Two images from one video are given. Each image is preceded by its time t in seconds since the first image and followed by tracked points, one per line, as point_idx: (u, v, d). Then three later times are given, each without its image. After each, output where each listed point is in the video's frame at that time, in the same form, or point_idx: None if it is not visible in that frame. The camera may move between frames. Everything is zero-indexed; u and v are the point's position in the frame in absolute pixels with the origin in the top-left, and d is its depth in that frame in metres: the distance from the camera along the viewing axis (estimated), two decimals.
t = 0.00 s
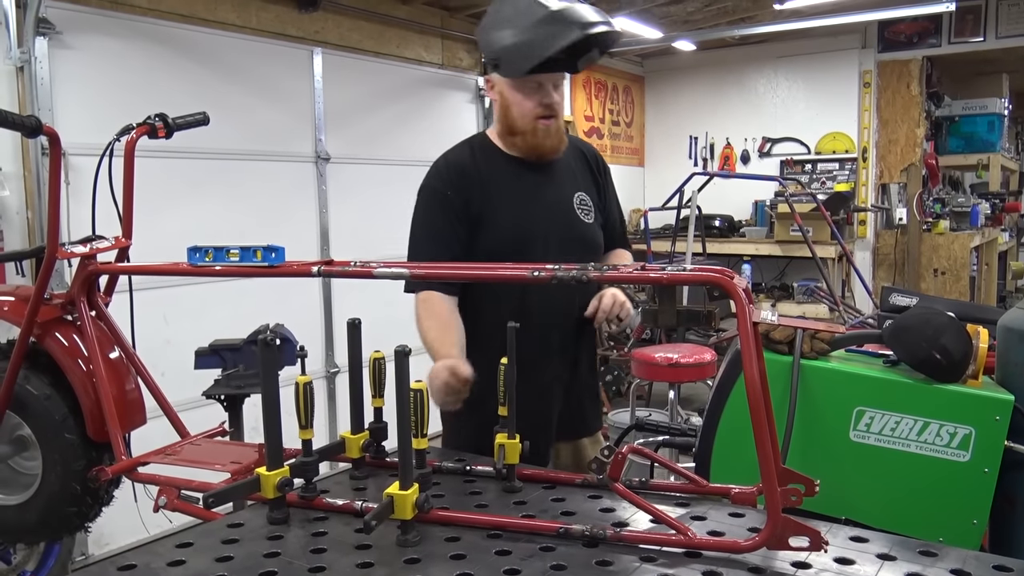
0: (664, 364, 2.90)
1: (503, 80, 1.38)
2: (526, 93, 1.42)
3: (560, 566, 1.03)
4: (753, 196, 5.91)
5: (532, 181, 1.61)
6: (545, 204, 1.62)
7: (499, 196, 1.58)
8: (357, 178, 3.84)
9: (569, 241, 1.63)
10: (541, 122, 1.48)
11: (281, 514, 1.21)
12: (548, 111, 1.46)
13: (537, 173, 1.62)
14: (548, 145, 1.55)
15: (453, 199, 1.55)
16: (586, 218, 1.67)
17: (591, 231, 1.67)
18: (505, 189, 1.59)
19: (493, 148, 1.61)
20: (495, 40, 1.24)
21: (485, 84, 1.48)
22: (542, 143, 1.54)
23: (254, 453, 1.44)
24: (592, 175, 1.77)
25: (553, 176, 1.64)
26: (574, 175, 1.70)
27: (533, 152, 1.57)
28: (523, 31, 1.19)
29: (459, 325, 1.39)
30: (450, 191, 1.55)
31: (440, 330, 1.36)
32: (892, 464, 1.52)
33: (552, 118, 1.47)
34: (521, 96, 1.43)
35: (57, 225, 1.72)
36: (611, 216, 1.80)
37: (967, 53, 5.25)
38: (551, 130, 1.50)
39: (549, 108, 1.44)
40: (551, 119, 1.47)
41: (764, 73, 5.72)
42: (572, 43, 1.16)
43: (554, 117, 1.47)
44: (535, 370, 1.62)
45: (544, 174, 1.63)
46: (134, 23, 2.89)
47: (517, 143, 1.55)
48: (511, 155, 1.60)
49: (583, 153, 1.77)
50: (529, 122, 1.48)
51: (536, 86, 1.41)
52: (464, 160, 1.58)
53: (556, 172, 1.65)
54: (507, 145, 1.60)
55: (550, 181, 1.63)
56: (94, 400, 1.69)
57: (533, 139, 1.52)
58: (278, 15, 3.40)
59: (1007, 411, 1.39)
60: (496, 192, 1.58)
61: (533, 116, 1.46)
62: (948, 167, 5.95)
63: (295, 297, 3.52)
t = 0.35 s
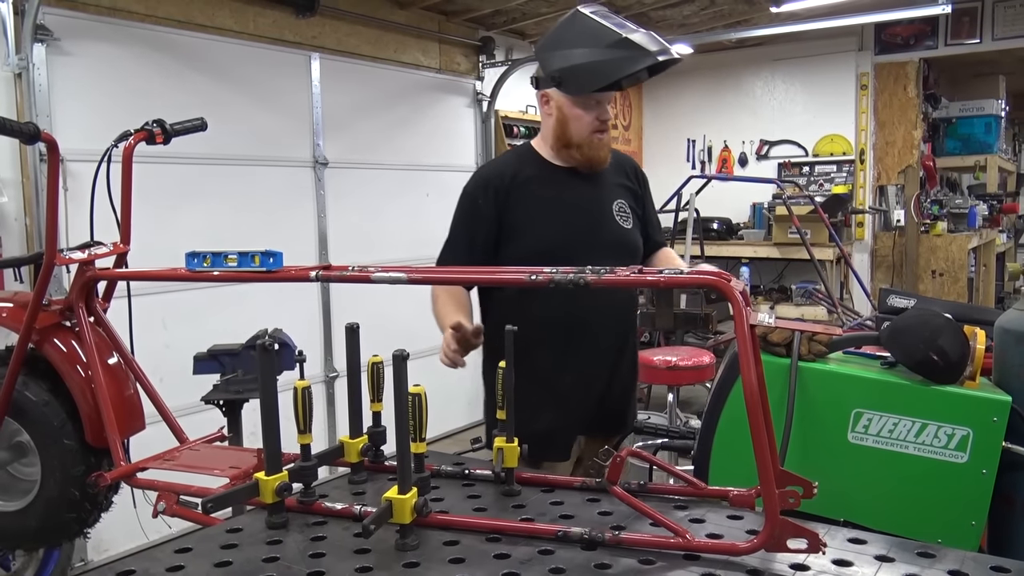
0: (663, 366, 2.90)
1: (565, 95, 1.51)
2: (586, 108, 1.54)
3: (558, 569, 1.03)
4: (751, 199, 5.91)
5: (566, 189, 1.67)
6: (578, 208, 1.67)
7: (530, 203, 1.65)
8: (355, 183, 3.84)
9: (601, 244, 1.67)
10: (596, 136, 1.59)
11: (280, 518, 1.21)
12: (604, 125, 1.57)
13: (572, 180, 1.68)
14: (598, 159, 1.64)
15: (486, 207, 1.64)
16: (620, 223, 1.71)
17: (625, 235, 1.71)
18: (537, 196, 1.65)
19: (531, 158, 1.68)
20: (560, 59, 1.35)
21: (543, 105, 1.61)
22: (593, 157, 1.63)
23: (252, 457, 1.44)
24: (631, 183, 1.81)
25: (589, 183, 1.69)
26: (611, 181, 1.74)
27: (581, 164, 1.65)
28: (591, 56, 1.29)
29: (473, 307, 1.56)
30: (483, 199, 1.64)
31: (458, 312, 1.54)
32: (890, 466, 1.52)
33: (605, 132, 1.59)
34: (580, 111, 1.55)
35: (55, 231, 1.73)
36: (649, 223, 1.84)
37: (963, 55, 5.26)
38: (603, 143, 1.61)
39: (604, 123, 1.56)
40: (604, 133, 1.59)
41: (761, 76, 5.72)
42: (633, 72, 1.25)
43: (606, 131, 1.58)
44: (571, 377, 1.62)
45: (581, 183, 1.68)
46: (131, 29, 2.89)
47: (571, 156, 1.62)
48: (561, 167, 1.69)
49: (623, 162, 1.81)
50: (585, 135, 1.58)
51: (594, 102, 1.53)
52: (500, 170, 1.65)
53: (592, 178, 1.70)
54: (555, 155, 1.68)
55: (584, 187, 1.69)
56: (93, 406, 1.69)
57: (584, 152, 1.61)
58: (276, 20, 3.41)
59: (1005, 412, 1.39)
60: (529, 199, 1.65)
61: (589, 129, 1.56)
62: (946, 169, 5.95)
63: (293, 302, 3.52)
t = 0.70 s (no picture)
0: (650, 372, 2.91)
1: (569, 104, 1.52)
2: (589, 116, 1.55)
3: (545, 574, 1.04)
4: (740, 205, 5.95)
5: (573, 193, 1.67)
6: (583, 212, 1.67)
7: (537, 206, 1.66)
8: (345, 188, 3.85)
9: (604, 248, 1.67)
10: (597, 144, 1.59)
11: (268, 523, 1.21)
12: (607, 134, 1.58)
13: (577, 185, 1.68)
14: (600, 167, 1.64)
15: (494, 210, 1.66)
16: (624, 228, 1.71)
17: (628, 239, 1.71)
18: (544, 200, 1.66)
19: (538, 163, 1.70)
20: (566, 69, 1.39)
21: (553, 110, 1.63)
22: (594, 165, 1.64)
23: (240, 463, 1.44)
24: (638, 189, 1.80)
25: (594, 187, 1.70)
26: (617, 186, 1.74)
27: (583, 171, 1.65)
28: (594, 64, 1.31)
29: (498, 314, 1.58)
30: (491, 202, 1.66)
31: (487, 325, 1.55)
32: (875, 471, 1.54)
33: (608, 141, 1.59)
34: (584, 118, 1.55)
35: (43, 235, 1.72)
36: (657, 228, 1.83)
37: (950, 64, 5.32)
38: (605, 151, 1.61)
39: (606, 132, 1.56)
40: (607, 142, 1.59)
41: (751, 84, 5.76)
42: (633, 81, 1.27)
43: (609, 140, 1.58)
44: (576, 380, 1.62)
45: (587, 188, 1.69)
46: (122, 34, 2.89)
47: (573, 160, 1.64)
48: (564, 171, 1.69)
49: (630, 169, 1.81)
50: (586, 143, 1.59)
51: (598, 110, 1.53)
52: (508, 175, 1.68)
53: (597, 183, 1.70)
54: (561, 162, 1.69)
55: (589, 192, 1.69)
56: (81, 411, 1.69)
57: (586, 159, 1.62)
58: (267, 26, 3.42)
59: (988, 418, 1.41)
60: (536, 203, 1.66)
61: (590, 137, 1.57)
62: (933, 176, 6.00)
63: (283, 307, 3.51)
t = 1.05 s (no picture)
0: (644, 376, 2.92)
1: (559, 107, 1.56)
2: (580, 119, 1.58)
3: None
4: (733, 210, 5.97)
5: (566, 196, 1.68)
6: (576, 214, 1.68)
7: (532, 208, 1.67)
8: (339, 194, 3.85)
9: (598, 250, 1.68)
10: (588, 148, 1.61)
11: (262, 528, 1.22)
12: (597, 137, 1.60)
13: (570, 188, 1.69)
14: (591, 172, 1.66)
15: (489, 212, 1.67)
16: (617, 229, 1.72)
17: (621, 241, 1.71)
18: (539, 202, 1.67)
19: (532, 166, 1.71)
20: (556, 73, 1.40)
21: (544, 115, 1.66)
22: (585, 170, 1.65)
23: (235, 467, 1.44)
24: (632, 192, 1.81)
25: (587, 189, 1.71)
26: (611, 189, 1.75)
27: (575, 175, 1.67)
28: (581, 71, 1.33)
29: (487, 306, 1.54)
30: (487, 205, 1.67)
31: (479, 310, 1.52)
32: (867, 472, 1.55)
33: (598, 145, 1.61)
34: (574, 122, 1.59)
35: (37, 241, 1.72)
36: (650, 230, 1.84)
37: (940, 70, 5.37)
38: (596, 156, 1.63)
39: (596, 135, 1.58)
40: (597, 146, 1.61)
41: (743, 89, 5.79)
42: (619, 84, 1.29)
43: (599, 144, 1.60)
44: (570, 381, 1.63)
45: (580, 191, 1.70)
46: (116, 40, 2.90)
47: (564, 165, 1.66)
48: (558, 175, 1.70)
49: (624, 172, 1.81)
50: (576, 146, 1.61)
51: (588, 115, 1.58)
52: (502, 178, 1.69)
53: (591, 186, 1.71)
54: (554, 166, 1.70)
55: (583, 194, 1.70)
56: (75, 417, 1.69)
57: (577, 162, 1.63)
58: (261, 32, 3.43)
59: (978, 420, 1.42)
60: (531, 205, 1.67)
61: (580, 140, 1.59)
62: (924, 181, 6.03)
63: (277, 313, 3.51)
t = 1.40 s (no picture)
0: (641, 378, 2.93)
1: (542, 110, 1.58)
2: (563, 123, 1.59)
3: None
4: (731, 213, 5.98)
5: (561, 196, 1.69)
6: (571, 215, 1.68)
7: (528, 211, 1.67)
8: (337, 198, 3.86)
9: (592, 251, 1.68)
10: (570, 153, 1.61)
11: (259, 531, 1.22)
12: (580, 143, 1.60)
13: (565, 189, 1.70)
14: (573, 177, 1.66)
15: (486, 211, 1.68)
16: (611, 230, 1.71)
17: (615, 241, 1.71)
18: (535, 202, 1.68)
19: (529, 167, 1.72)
20: (540, 75, 1.41)
21: (535, 120, 1.69)
22: (566, 174, 1.66)
23: (232, 471, 1.44)
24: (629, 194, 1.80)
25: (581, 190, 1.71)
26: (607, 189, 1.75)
27: (559, 179, 1.68)
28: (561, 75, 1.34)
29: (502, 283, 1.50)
30: (484, 204, 1.68)
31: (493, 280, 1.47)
32: (864, 473, 1.56)
33: (580, 151, 1.61)
34: (557, 126, 1.60)
35: (34, 246, 1.73)
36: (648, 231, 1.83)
37: (936, 73, 5.38)
38: (578, 161, 1.63)
39: (577, 140, 1.59)
40: (580, 152, 1.61)
41: (740, 92, 5.80)
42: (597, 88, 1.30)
43: (582, 150, 1.60)
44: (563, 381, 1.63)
45: (575, 191, 1.70)
46: (114, 46, 2.90)
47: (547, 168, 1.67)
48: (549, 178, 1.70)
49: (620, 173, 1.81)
50: (558, 150, 1.62)
51: (570, 119, 1.59)
52: (499, 178, 1.70)
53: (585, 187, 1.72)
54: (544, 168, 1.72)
55: (577, 195, 1.70)
56: (73, 421, 1.69)
57: (558, 166, 1.64)
58: (258, 36, 3.44)
59: (973, 421, 1.43)
60: (527, 205, 1.68)
61: (562, 145, 1.60)
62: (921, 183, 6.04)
63: (275, 317, 3.51)
